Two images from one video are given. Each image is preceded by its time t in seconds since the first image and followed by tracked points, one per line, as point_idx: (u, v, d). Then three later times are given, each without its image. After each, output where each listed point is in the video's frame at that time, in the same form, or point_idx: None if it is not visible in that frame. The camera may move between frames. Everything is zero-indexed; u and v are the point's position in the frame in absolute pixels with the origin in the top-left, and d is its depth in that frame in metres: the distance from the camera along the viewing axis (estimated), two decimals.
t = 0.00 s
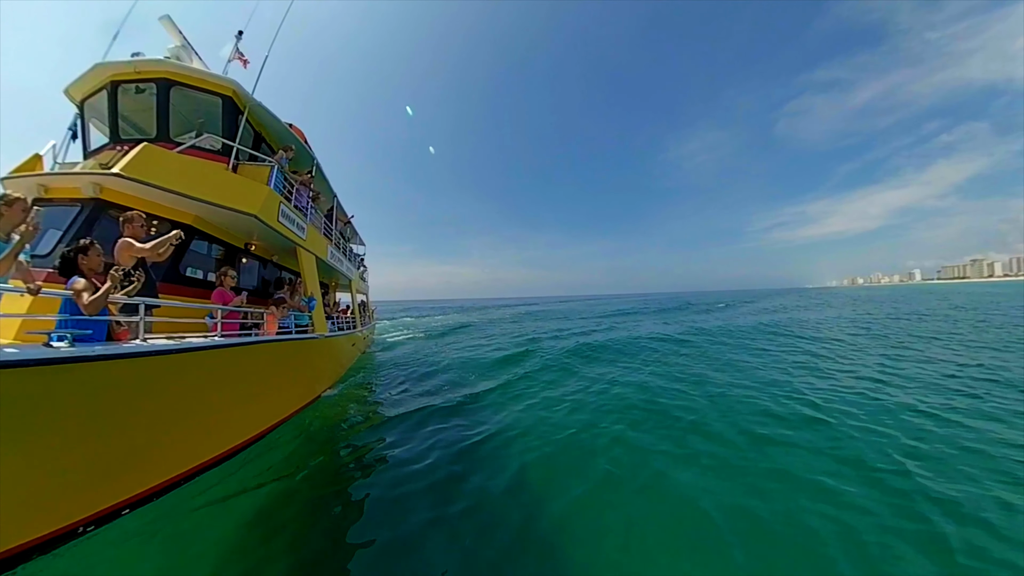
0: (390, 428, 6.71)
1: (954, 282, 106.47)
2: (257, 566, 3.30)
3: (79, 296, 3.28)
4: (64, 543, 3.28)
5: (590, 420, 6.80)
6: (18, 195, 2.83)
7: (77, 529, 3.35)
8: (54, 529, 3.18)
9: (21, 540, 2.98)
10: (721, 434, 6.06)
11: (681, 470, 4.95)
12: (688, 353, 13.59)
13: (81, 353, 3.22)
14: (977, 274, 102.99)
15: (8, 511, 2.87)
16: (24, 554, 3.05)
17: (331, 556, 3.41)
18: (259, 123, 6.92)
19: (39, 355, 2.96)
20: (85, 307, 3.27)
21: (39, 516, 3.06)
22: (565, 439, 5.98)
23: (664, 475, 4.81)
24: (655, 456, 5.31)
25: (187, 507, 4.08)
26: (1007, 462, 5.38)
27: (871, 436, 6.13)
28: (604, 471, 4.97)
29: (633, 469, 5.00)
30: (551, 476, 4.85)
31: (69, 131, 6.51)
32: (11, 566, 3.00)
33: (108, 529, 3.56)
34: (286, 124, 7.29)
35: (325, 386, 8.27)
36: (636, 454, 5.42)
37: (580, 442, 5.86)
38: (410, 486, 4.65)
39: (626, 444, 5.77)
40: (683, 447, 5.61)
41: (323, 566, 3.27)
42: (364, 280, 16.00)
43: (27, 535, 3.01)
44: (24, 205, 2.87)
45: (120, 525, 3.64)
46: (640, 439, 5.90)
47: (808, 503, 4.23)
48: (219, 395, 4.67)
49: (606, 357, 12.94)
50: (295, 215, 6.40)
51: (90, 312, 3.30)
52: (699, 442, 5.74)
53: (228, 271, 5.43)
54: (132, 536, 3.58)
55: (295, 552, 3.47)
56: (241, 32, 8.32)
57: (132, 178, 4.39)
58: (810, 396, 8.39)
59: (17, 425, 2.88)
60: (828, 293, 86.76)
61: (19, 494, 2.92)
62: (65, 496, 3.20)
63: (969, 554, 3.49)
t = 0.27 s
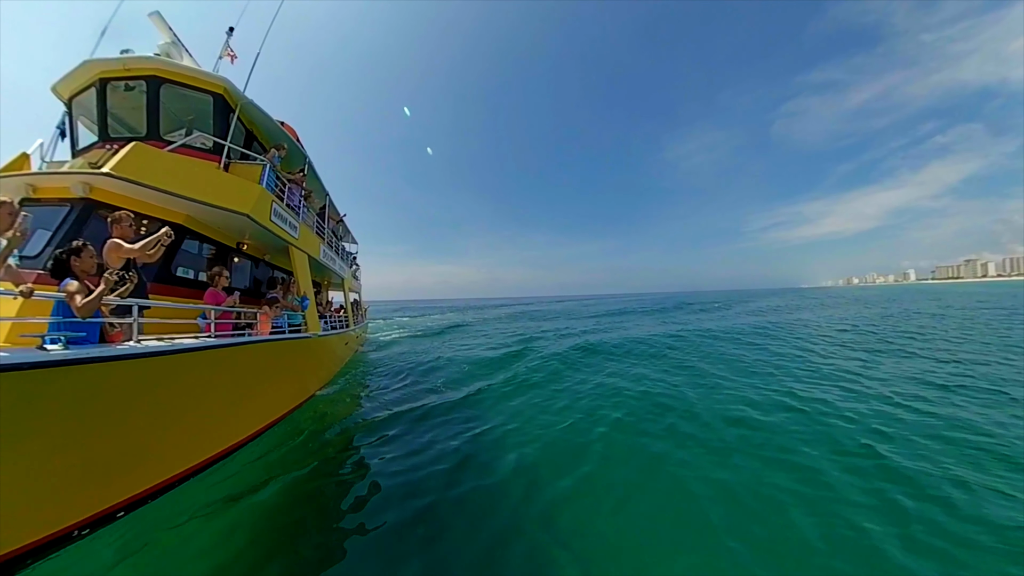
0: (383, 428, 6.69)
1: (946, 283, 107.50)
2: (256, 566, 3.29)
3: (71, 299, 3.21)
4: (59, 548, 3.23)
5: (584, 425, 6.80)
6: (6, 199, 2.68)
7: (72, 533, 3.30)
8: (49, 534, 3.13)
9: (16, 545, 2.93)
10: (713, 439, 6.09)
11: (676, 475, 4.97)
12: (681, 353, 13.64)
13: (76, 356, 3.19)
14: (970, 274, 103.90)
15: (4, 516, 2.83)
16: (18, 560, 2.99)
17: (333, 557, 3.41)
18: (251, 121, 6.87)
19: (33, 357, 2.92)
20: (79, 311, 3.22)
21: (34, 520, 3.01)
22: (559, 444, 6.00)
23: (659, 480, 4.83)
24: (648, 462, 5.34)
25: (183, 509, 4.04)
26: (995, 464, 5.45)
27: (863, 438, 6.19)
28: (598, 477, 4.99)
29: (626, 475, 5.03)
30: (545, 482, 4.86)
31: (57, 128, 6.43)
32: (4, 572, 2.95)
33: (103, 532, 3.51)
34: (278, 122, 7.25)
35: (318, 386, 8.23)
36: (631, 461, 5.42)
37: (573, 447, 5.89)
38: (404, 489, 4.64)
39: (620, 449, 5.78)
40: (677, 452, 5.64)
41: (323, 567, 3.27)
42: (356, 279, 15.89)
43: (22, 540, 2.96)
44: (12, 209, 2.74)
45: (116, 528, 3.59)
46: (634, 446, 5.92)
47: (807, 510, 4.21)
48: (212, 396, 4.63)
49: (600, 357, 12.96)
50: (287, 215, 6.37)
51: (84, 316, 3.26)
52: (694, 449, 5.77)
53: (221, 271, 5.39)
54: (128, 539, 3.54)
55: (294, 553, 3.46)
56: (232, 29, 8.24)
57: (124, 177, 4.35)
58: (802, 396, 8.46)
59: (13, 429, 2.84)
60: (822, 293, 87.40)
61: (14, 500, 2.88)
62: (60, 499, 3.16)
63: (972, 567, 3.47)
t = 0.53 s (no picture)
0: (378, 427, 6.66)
1: (940, 282, 108.38)
2: (255, 562, 3.28)
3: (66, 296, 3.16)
4: (54, 548, 3.19)
5: (579, 421, 6.80)
6: None
7: (67, 533, 3.26)
8: (43, 534, 3.10)
9: (11, 545, 2.90)
10: (708, 433, 6.11)
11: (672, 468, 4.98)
12: (676, 352, 13.67)
13: (71, 352, 3.16)
14: (963, 274, 104.79)
15: None
16: (13, 561, 2.96)
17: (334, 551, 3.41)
18: (243, 118, 6.84)
19: (25, 354, 2.89)
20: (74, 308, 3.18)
21: (29, 518, 2.98)
22: (555, 439, 6.00)
23: (655, 473, 4.84)
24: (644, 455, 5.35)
25: (179, 505, 4.02)
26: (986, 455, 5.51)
27: (856, 431, 6.23)
28: (595, 469, 4.99)
29: (623, 467, 5.03)
30: (542, 474, 4.85)
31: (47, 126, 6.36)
32: None
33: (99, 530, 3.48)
34: (270, 120, 7.22)
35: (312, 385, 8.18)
36: (626, 453, 5.43)
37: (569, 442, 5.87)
38: (399, 484, 4.63)
39: (616, 443, 5.79)
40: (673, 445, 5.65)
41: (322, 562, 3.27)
42: (349, 278, 15.81)
43: (17, 539, 2.93)
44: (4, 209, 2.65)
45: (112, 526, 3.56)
46: (630, 438, 5.93)
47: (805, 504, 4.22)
48: (207, 394, 4.60)
49: (595, 356, 12.97)
50: (281, 212, 6.34)
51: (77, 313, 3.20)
52: (688, 441, 5.79)
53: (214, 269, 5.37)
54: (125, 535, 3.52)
55: (292, 548, 3.46)
56: (224, 26, 8.18)
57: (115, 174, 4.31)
58: (796, 393, 8.50)
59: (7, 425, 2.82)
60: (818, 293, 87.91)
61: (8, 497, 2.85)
62: (54, 497, 3.12)
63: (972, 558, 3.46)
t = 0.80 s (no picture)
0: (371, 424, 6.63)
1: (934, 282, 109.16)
2: (250, 558, 3.27)
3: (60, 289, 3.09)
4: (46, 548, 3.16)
5: (574, 419, 6.81)
6: None
7: (59, 533, 3.23)
8: (35, 534, 3.06)
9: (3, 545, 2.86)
10: (703, 430, 6.12)
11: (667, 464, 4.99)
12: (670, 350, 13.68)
13: (66, 345, 3.14)
14: (956, 274, 105.72)
15: None
16: (4, 561, 2.92)
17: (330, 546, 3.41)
18: (236, 114, 6.80)
19: (21, 346, 2.87)
20: (67, 301, 3.11)
21: (23, 517, 2.95)
22: (549, 438, 6.00)
23: (649, 469, 4.85)
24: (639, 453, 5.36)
25: (173, 502, 3.99)
26: (977, 449, 5.56)
27: (849, 427, 6.27)
28: (590, 467, 4.98)
29: (618, 465, 5.04)
30: (537, 472, 4.86)
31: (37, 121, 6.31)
32: None
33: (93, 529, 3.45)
34: (263, 116, 7.20)
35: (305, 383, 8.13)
36: (621, 450, 5.44)
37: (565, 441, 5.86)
38: (394, 481, 4.62)
39: (611, 441, 5.80)
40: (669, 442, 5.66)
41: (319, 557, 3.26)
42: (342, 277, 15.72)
43: (10, 539, 2.90)
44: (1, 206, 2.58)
45: (105, 525, 3.53)
46: (626, 437, 5.94)
47: (801, 498, 4.24)
48: (200, 390, 4.57)
49: (589, 355, 12.96)
50: (274, 208, 6.31)
51: (71, 306, 3.14)
52: (683, 438, 5.81)
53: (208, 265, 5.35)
54: (119, 533, 3.49)
55: (288, 544, 3.44)
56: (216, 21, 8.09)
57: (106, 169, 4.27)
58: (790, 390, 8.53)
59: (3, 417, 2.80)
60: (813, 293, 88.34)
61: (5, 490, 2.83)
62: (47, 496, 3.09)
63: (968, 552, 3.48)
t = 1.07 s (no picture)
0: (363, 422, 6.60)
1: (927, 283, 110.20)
2: (244, 555, 3.25)
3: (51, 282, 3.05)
4: (35, 548, 3.11)
5: (567, 417, 6.81)
6: None
7: (47, 533, 3.18)
8: (23, 534, 3.02)
9: None
10: (695, 429, 6.16)
11: (660, 464, 5.01)
12: (663, 350, 13.72)
13: (55, 339, 3.10)
14: (949, 275, 106.56)
15: None
16: None
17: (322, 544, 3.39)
18: (227, 109, 6.73)
19: (9, 340, 2.84)
20: (57, 294, 3.06)
21: (10, 516, 2.91)
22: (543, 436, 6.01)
23: (642, 470, 4.86)
24: (632, 452, 5.38)
25: (164, 500, 3.95)
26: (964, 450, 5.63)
27: (840, 428, 6.31)
28: (583, 467, 5.00)
29: (611, 464, 5.05)
30: (530, 473, 4.86)
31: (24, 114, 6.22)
32: None
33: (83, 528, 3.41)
34: (255, 111, 7.14)
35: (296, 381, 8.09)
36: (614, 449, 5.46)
37: (558, 439, 5.87)
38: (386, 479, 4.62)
39: (604, 440, 5.81)
40: (661, 442, 5.68)
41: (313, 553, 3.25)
42: (334, 275, 15.61)
43: None
44: None
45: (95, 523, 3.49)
46: (618, 436, 5.94)
47: (797, 498, 4.24)
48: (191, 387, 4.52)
49: (583, 354, 12.97)
50: (265, 205, 6.27)
51: (61, 298, 3.09)
52: (675, 437, 5.83)
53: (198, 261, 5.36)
54: (110, 530, 3.45)
55: (281, 541, 3.42)
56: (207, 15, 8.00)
57: (95, 164, 4.21)
58: (781, 389, 8.59)
59: None
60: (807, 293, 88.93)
61: None
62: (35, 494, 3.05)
63: (965, 554, 3.49)
